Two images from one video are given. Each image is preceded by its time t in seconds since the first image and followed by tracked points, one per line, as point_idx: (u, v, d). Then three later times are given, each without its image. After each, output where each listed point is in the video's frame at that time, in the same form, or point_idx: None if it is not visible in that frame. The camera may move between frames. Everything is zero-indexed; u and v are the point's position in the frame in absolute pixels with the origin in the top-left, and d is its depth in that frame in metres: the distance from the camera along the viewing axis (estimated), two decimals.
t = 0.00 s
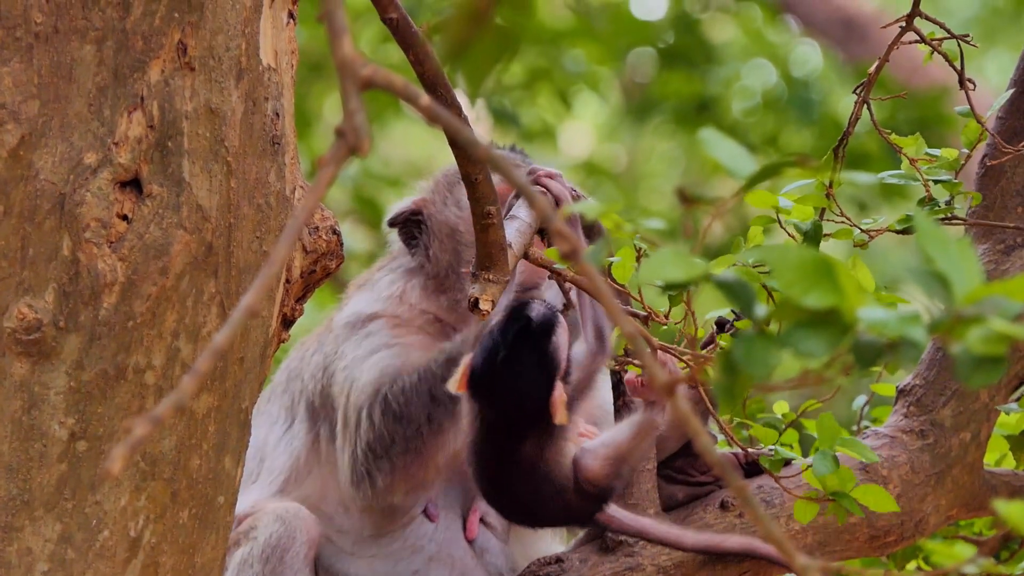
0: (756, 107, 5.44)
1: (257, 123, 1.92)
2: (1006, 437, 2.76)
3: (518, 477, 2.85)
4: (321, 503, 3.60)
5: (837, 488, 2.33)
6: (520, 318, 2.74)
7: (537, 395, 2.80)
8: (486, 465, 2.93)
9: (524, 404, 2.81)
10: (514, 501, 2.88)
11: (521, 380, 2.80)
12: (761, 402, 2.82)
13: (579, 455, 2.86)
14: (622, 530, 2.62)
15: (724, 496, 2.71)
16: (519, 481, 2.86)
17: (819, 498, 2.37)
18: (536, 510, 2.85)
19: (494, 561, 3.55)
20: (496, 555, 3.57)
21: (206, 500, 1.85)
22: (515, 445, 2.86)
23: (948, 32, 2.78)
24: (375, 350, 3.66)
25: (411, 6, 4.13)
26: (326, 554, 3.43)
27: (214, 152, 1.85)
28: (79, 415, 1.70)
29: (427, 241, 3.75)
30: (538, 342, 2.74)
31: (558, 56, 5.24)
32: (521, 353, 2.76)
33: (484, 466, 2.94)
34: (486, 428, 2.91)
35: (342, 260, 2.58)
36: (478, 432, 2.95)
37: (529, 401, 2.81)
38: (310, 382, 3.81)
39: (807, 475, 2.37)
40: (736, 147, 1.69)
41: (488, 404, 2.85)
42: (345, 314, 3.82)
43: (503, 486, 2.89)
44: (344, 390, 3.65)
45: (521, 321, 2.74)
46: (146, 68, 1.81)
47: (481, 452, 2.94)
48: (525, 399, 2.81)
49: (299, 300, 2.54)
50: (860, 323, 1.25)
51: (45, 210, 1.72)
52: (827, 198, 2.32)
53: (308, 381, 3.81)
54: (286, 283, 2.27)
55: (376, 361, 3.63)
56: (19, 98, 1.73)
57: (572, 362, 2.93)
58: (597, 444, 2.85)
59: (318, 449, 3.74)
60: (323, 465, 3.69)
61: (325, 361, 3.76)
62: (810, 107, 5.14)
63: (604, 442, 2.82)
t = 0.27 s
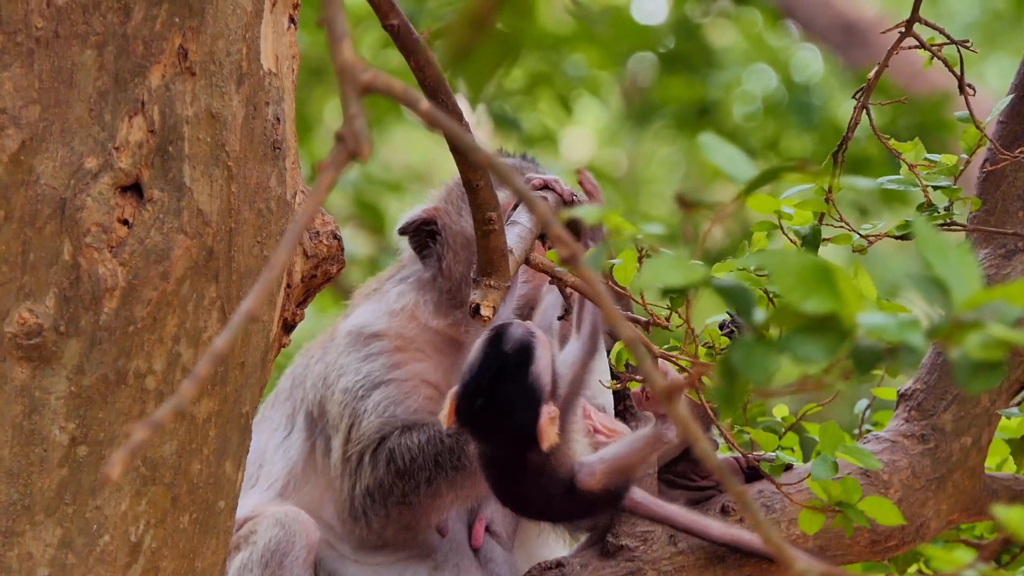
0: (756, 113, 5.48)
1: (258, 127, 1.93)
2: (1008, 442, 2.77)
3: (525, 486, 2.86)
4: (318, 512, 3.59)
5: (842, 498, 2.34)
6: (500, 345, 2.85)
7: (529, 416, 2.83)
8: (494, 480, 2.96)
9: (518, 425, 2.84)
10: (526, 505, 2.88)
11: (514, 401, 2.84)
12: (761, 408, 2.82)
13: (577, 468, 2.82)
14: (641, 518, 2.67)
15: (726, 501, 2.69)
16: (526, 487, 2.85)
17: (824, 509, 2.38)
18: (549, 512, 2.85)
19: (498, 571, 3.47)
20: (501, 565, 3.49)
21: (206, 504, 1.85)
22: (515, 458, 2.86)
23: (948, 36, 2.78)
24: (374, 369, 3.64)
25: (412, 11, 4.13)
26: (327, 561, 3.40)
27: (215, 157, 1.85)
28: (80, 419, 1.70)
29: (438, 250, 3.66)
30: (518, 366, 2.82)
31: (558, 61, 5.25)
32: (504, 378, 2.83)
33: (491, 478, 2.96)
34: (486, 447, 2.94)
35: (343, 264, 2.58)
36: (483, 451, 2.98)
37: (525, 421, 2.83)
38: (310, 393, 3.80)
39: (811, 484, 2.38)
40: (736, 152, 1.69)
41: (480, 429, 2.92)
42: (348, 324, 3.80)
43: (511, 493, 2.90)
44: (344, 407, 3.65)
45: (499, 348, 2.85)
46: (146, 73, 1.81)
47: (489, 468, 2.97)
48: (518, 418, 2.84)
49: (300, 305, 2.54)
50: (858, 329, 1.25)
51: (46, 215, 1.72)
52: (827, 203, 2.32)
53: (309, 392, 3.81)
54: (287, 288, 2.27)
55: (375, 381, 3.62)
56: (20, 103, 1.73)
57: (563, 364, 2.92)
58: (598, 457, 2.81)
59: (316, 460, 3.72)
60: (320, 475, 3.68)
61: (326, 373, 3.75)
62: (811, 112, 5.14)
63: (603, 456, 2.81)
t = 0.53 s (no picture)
0: (757, 115, 5.48)
1: (260, 130, 1.93)
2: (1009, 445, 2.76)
3: (529, 478, 2.84)
4: (342, 512, 3.39)
5: (843, 499, 2.33)
6: (501, 339, 2.72)
7: (538, 408, 2.75)
8: (499, 471, 2.90)
9: (524, 416, 2.75)
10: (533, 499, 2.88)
11: (521, 394, 2.73)
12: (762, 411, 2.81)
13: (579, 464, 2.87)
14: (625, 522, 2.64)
15: (726, 503, 2.68)
16: (531, 483, 2.84)
17: (827, 509, 2.37)
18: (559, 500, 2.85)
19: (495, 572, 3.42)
20: (498, 566, 3.43)
21: (207, 507, 1.84)
22: (523, 452, 2.82)
23: (950, 39, 2.78)
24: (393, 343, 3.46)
25: (414, 15, 4.13)
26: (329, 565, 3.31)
27: (216, 160, 1.85)
28: (81, 422, 1.70)
29: (449, 249, 3.58)
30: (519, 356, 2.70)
31: (559, 64, 5.25)
32: (512, 374, 2.71)
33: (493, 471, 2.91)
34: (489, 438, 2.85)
35: (344, 268, 2.58)
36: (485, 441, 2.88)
37: (526, 411, 2.75)
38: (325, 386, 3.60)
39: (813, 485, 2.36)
40: (738, 156, 1.68)
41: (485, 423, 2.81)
42: (360, 314, 3.67)
43: (521, 487, 2.87)
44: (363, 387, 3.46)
45: (501, 341, 2.72)
46: (148, 76, 1.81)
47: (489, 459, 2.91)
48: (525, 409, 2.74)
49: (301, 307, 2.54)
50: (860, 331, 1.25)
51: (47, 218, 1.72)
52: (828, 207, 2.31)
53: (322, 388, 3.61)
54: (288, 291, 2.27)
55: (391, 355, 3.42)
56: (21, 106, 1.74)
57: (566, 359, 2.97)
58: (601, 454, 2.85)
59: (341, 456, 3.51)
60: (344, 471, 3.47)
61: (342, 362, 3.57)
62: (812, 114, 5.14)
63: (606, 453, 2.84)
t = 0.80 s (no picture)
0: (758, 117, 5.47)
1: (260, 132, 1.93)
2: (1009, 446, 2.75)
3: (533, 473, 2.83)
4: (363, 512, 3.36)
5: (841, 503, 2.32)
6: (506, 327, 2.73)
7: (541, 395, 2.77)
8: (503, 466, 2.89)
9: (528, 405, 2.77)
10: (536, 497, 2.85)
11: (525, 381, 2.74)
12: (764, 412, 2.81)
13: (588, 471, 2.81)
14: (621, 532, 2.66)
15: (727, 504, 2.67)
16: (533, 478, 2.83)
17: (824, 513, 2.33)
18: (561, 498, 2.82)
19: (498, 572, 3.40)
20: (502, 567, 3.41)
21: (207, 509, 1.84)
22: (525, 443, 2.83)
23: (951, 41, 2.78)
24: (417, 337, 3.45)
25: (415, 16, 4.12)
26: (337, 567, 3.30)
27: (217, 161, 1.85)
28: (82, 424, 1.70)
29: (464, 237, 3.47)
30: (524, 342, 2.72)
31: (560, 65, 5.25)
32: (517, 361, 2.73)
33: (496, 465, 2.90)
34: (495, 428, 2.86)
35: (345, 269, 2.58)
36: (491, 432, 2.89)
37: (530, 401, 2.76)
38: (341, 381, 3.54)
39: (811, 488, 2.35)
40: (739, 157, 1.68)
41: (489, 412, 2.82)
42: (374, 304, 3.63)
43: (525, 482, 2.85)
44: (388, 383, 3.44)
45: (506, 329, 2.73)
46: (148, 78, 1.81)
47: (493, 452, 2.91)
48: (530, 399, 2.76)
49: (301, 309, 2.54)
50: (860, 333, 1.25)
51: (48, 219, 1.72)
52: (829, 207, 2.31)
53: (337, 382, 3.55)
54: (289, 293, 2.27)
55: (419, 350, 3.41)
56: (21, 108, 1.74)
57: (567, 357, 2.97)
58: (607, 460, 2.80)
59: (360, 452, 3.46)
60: (364, 468, 3.43)
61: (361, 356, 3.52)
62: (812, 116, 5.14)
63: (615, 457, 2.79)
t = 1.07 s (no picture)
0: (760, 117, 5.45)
1: (261, 133, 1.93)
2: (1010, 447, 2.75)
3: (521, 487, 2.81)
4: (364, 516, 3.36)
5: (842, 502, 2.32)
6: (499, 339, 2.76)
7: (528, 411, 2.74)
8: (493, 480, 2.87)
9: (517, 420, 2.76)
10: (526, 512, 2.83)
11: (513, 395, 2.73)
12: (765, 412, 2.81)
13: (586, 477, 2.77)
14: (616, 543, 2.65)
15: (727, 505, 2.67)
16: (522, 493, 2.81)
17: (825, 513, 2.33)
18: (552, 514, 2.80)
19: None
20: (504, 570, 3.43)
21: (208, 510, 1.84)
22: (514, 458, 2.81)
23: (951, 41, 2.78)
24: (416, 342, 3.38)
25: (416, 16, 4.12)
26: (337, 570, 3.31)
27: (217, 162, 1.85)
28: (83, 425, 1.70)
29: (458, 242, 3.49)
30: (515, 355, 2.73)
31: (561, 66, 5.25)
32: (507, 373, 2.73)
33: (487, 478, 2.89)
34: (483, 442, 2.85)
35: (345, 270, 2.58)
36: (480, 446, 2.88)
37: (518, 416, 2.75)
38: (341, 385, 3.52)
39: (812, 488, 2.35)
40: (739, 157, 1.68)
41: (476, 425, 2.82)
42: (373, 308, 3.57)
43: (512, 496, 2.83)
44: (388, 390, 3.40)
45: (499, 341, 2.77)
46: (148, 79, 1.81)
47: (483, 466, 2.90)
48: (518, 413, 2.74)
49: (302, 310, 2.54)
50: (861, 334, 1.25)
51: (49, 220, 1.72)
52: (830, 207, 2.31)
53: (337, 386, 3.53)
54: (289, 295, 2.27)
55: (418, 356, 3.35)
56: (22, 109, 1.74)
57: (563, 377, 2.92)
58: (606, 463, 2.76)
59: (362, 456, 3.45)
60: (366, 472, 3.42)
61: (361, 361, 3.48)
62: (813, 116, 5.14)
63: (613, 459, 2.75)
